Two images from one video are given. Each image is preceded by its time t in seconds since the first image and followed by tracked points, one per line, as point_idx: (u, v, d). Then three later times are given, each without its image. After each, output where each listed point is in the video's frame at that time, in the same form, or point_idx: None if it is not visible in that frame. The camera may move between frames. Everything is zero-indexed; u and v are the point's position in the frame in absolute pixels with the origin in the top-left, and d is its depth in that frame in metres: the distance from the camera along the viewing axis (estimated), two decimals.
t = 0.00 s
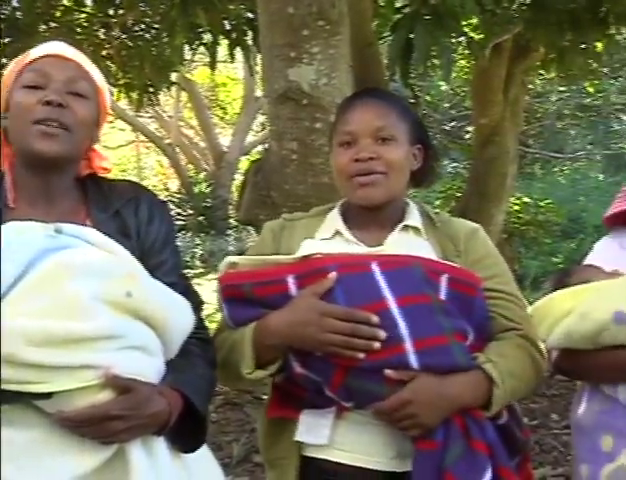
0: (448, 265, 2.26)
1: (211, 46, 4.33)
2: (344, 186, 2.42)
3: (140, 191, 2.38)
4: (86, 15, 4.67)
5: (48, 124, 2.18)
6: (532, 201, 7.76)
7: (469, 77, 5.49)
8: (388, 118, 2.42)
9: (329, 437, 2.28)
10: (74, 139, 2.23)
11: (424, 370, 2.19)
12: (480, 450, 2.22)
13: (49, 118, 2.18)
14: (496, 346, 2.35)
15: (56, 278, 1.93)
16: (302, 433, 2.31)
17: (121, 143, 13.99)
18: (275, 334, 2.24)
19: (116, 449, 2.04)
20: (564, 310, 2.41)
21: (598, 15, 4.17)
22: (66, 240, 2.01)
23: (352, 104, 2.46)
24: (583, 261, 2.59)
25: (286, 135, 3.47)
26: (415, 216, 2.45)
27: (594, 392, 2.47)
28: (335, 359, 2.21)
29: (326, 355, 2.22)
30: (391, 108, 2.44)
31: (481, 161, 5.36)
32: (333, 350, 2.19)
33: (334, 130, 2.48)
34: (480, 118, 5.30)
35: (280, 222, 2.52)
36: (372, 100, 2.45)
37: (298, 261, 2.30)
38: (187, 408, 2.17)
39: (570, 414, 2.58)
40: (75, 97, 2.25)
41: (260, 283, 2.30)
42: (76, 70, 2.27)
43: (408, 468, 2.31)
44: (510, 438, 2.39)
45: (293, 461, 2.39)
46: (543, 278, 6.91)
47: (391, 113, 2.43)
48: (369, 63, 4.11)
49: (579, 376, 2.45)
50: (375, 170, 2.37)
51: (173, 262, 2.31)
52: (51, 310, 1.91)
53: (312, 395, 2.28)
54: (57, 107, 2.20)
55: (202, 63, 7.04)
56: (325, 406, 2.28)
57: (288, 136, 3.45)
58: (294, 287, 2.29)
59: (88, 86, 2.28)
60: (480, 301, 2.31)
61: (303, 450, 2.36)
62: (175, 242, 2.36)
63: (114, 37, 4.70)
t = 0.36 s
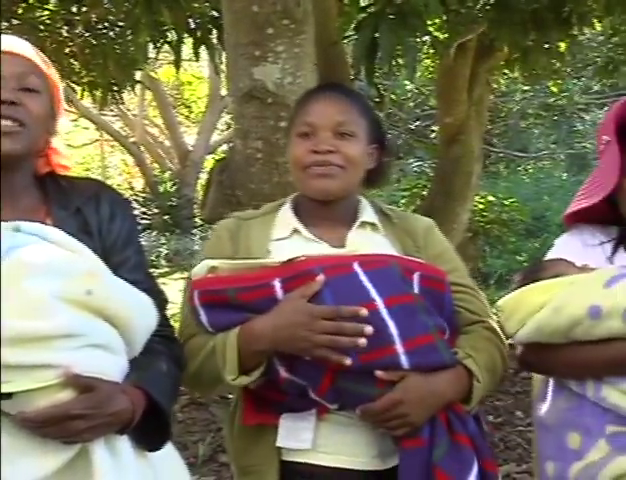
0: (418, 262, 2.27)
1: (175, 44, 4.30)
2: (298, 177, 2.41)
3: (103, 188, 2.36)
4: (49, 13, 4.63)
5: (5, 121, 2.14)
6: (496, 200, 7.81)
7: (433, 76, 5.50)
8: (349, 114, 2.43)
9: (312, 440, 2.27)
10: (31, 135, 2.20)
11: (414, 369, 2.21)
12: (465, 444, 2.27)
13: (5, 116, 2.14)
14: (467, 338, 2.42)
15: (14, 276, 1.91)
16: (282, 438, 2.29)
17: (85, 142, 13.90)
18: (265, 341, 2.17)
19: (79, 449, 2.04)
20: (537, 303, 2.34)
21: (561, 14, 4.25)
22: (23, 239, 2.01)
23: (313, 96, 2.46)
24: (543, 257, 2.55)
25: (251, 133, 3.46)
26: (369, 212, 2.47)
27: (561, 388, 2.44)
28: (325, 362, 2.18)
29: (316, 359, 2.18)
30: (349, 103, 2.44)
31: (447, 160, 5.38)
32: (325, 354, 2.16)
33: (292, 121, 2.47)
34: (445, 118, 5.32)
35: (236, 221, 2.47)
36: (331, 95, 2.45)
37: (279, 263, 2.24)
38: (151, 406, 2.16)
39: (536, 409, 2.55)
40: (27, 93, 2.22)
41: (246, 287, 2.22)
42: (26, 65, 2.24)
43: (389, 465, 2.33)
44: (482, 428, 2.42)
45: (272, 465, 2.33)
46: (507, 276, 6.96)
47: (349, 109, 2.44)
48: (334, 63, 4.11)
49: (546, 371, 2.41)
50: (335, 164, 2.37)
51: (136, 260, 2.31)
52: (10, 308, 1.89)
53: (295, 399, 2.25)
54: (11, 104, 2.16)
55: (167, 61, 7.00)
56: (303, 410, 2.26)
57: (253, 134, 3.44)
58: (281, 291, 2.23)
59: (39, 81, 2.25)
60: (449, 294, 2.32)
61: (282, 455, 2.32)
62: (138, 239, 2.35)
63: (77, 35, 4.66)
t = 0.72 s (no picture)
0: (395, 262, 2.32)
1: (142, 44, 4.28)
2: (255, 174, 2.40)
3: (61, 183, 2.34)
4: (14, 11, 4.59)
5: None
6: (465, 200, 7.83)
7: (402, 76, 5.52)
8: (310, 115, 2.44)
9: (303, 442, 2.24)
10: None
11: (408, 367, 2.24)
12: (450, 435, 2.34)
13: None
14: (435, 330, 2.44)
15: None
16: (273, 443, 2.24)
17: (52, 141, 13.80)
18: (272, 347, 2.13)
19: (35, 452, 2.01)
20: (525, 304, 2.27)
21: (529, 15, 4.32)
22: None
23: (274, 94, 2.47)
24: (505, 259, 2.52)
25: (219, 133, 3.46)
26: (324, 212, 2.49)
27: (539, 390, 2.37)
28: (326, 365, 2.17)
29: (317, 362, 2.17)
30: (309, 104, 2.46)
31: (415, 160, 5.39)
32: (329, 357, 2.15)
33: (249, 119, 2.47)
34: (414, 117, 5.33)
35: (195, 224, 2.42)
36: (290, 94, 2.46)
37: (274, 269, 2.23)
38: (106, 406, 2.13)
39: (506, 414, 2.48)
40: None
41: (248, 294, 2.18)
42: None
43: (372, 462, 2.34)
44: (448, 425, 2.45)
45: (260, 469, 2.27)
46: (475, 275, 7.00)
47: (309, 110, 2.45)
48: (302, 62, 4.12)
49: (526, 373, 2.35)
50: (295, 164, 2.37)
51: (99, 254, 2.30)
52: None
53: (289, 404, 2.21)
54: None
55: (135, 60, 6.95)
56: (291, 413, 2.23)
57: (222, 134, 3.43)
58: (281, 296, 2.21)
59: None
60: (415, 295, 2.36)
61: (268, 459, 2.27)
62: (100, 233, 2.35)
63: (43, 33, 4.63)
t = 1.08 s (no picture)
0: (360, 260, 2.31)
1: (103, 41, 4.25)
2: (216, 174, 2.39)
3: (25, 181, 2.32)
4: None
5: None
6: (427, 198, 7.81)
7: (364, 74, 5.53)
8: (272, 114, 2.44)
9: (273, 442, 2.25)
10: None
11: (376, 364, 2.25)
12: (416, 430, 2.36)
13: None
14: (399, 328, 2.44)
15: None
16: (243, 444, 2.24)
17: (12, 139, 13.67)
18: (245, 350, 2.12)
19: None
20: (484, 307, 2.28)
21: (490, 14, 4.30)
22: None
23: (235, 93, 2.46)
24: (464, 264, 2.52)
25: (181, 131, 3.44)
26: (283, 211, 2.49)
27: (503, 390, 2.34)
28: (297, 365, 2.17)
29: (288, 363, 2.16)
30: (272, 104, 2.46)
31: (378, 159, 5.39)
32: (300, 358, 2.15)
33: (210, 116, 2.46)
34: (377, 115, 5.35)
35: (155, 225, 2.40)
36: (252, 94, 2.46)
37: (244, 270, 2.21)
38: (56, 413, 2.10)
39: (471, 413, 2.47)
40: None
41: (217, 297, 2.17)
42: None
43: (339, 459, 2.35)
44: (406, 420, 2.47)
45: (228, 469, 2.26)
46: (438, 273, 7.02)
47: (272, 109, 2.45)
48: (264, 60, 4.11)
49: (490, 375, 2.33)
50: (259, 164, 2.37)
51: (63, 254, 2.28)
52: None
53: (259, 405, 2.20)
54: None
55: (96, 58, 6.90)
56: (261, 413, 2.22)
57: (184, 132, 3.42)
58: (252, 297, 2.19)
59: None
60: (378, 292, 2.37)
61: (237, 461, 2.26)
62: (65, 232, 2.32)
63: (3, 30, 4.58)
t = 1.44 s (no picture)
0: (320, 257, 2.29)
1: (67, 36, 4.21)
2: (192, 173, 2.38)
3: None
4: None
5: None
6: (394, 194, 7.79)
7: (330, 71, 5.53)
8: (246, 111, 2.41)
9: (221, 439, 2.23)
10: None
11: (326, 363, 2.21)
12: (372, 433, 2.33)
13: None
14: (368, 329, 2.39)
15: None
16: (192, 439, 2.24)
17: None
18: (181, 340, 2.12)
19: None
20: (423, 301, 2.33)
21: (455, 11, 4.31)
22: None
23: (208, 92, 2.44)
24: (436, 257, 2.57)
25: (146, 127, 3.42)
26: (260, 207, 2.48)
27: (454, 383, 2.37)
28: (239, 360, 2.15)
29: (230, 357, 2.15)
30: (245, 100, 2.43)
31: (344, 155, 5.39)
32: (240, 350, 2.13)
33: (184, 116, 2.44)
34: (343, 112, 5.35)
35: (126, 219, 2.40)
36: (225, 91, 2.44)
37: (189, 262, 2.21)
38: (30, 410, 2.09)
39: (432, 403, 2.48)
40: None
41: (156, 287, 2.18)
42: None
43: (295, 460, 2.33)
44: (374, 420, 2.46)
45: (180, 466, 2.25)
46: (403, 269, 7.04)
47: (245, 106, 2.42)
48: (230, 56, 4.09)
49: (443, 369, 2.35)
50: (233, 161, 2.35)
51: (27, 258, 2.24)
52: None
53: (205, 400, 2.20)
54: None
55: (60, 52, 6.85)
56: (209, 409, 2.22)
57: (149, 128, 3.39)
58: (194, 289, 2.19)
59: None
60: (347, 291, 2.35)
61: (189, 456, 2.26)
62: (29, 235, 2.28)
63: None
